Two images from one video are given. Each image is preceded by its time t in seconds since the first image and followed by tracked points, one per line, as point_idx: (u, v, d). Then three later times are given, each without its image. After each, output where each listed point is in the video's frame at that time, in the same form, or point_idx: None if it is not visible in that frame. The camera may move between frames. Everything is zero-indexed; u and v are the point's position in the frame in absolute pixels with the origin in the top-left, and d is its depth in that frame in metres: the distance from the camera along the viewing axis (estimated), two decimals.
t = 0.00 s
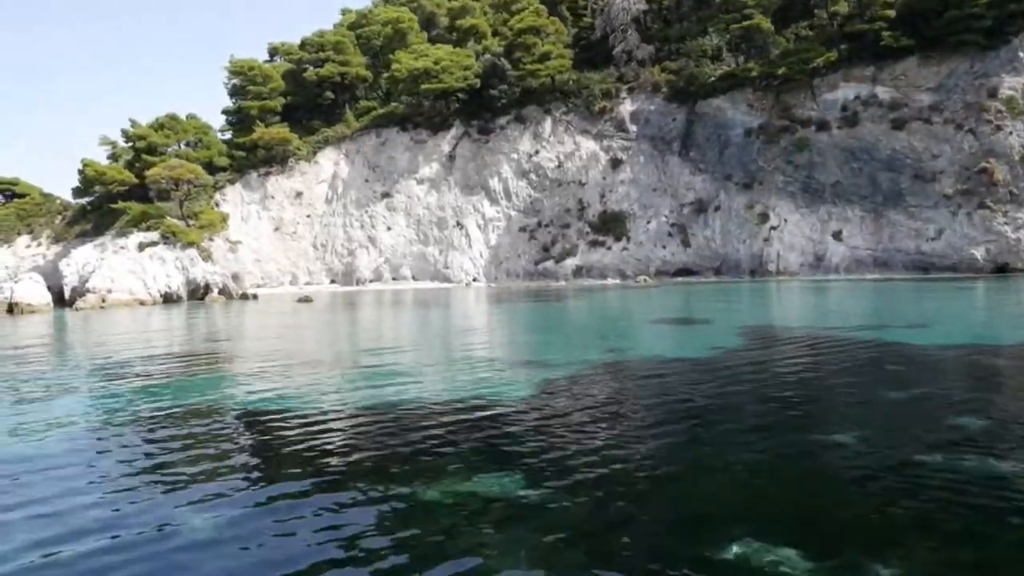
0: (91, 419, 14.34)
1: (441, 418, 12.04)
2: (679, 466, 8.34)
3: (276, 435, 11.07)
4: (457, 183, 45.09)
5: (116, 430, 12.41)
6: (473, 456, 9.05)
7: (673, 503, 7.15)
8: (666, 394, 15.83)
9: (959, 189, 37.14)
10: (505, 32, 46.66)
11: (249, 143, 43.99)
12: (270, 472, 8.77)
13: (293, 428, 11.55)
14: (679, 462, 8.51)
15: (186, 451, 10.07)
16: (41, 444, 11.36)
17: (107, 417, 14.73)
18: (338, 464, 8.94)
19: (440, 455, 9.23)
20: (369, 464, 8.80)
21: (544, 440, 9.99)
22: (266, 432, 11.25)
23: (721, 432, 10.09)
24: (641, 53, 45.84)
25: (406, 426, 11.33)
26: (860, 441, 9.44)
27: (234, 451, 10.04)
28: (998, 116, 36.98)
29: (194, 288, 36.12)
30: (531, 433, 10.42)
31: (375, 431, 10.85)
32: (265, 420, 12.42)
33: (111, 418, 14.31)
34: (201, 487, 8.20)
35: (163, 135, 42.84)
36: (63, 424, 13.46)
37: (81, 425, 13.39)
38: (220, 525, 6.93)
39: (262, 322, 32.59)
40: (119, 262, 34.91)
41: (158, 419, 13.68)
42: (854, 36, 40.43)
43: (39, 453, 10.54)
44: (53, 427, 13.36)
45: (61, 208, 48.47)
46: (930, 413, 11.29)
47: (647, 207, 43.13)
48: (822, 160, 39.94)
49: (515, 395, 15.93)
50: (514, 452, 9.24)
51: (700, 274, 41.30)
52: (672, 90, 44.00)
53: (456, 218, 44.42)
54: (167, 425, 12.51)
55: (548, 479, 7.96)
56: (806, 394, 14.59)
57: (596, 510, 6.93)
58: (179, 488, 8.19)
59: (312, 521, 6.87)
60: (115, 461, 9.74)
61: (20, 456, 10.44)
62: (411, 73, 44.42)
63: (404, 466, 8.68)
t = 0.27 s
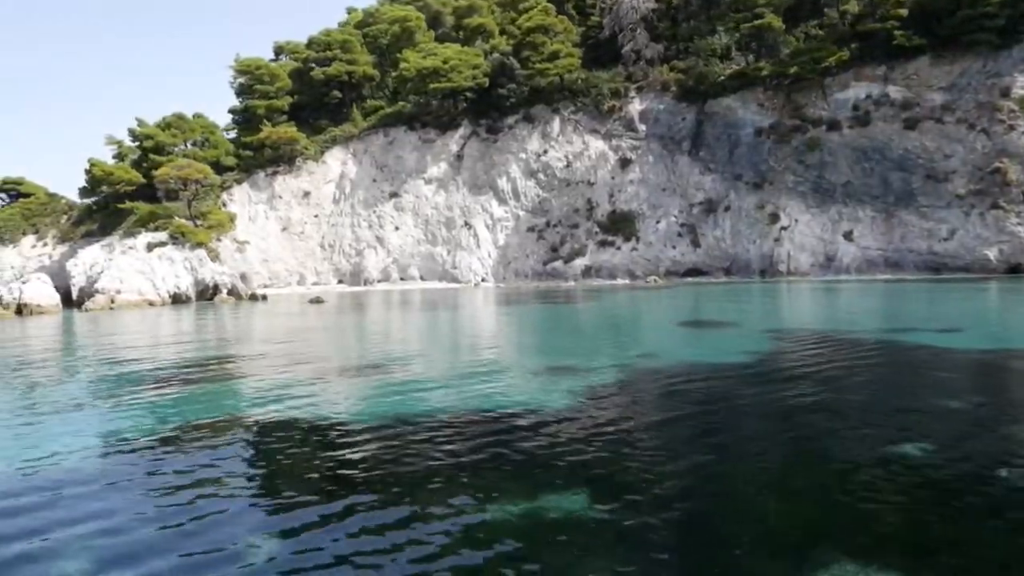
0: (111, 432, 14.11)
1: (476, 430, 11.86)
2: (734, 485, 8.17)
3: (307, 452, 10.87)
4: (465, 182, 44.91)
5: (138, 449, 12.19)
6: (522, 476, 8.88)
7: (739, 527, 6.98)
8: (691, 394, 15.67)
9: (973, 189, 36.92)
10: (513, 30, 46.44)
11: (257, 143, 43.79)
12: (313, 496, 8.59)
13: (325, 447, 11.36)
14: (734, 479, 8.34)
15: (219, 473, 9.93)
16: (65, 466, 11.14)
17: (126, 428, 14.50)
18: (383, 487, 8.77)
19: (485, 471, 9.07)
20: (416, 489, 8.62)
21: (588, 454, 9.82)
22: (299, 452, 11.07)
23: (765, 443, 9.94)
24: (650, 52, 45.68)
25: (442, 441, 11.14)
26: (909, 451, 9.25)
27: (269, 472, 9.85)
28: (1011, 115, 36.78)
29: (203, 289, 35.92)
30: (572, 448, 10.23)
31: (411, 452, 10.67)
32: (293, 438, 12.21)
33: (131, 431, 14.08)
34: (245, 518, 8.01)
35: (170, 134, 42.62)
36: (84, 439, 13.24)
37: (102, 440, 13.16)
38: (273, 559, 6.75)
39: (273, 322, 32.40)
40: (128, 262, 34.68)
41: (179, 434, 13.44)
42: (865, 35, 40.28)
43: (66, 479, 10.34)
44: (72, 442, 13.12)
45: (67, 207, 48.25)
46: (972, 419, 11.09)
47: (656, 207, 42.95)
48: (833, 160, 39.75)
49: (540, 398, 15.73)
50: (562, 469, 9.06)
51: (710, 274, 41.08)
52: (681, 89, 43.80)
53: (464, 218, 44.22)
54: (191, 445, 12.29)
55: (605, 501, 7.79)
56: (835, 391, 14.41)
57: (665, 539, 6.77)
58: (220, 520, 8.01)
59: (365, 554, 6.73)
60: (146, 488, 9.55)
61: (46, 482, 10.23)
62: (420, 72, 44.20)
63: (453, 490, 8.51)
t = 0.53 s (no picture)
0: (129, 429, 13.81)
1: (510, 432, 11.63)
2: (790, 493, 7.98)
3: (341, 452, 10.66)
4: (473, 182, 44.73)
5: (160, 447, 11.89)
6: (569, 476, 8.66)
7: (807, 534, 6.83)
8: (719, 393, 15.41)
9: (985, 189, 36.74)
10: (521, 29, 46.19)
11: (264, 142, 43.58)
12: (355, 498, 8.36)
13: (358, 446, 11.12)
14: (790, 488, 8.15)
15: (259, 474, 9.72)
16: (87, 466, 10.83)
17: (144, 425, 14.20)
18: (427, 490, 8.56)
19: (532, 474, 8.87)
20: (460, 489, 8.39)
21: (633, 456, 9.59)
22: (330, 450, 10.82)
23: (813, 450, 9.74)
24: (659, 51, 45.50)
25: (477, 444, 10.90)
26: (960, 461, 9.06)
27: (304, 474, 9.60)
28: None
29: (212, 289, 35.72)
30: (615, 450, 10.00)
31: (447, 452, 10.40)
32: (320, 436, 11.93)
33: (149, 428, 13.77)
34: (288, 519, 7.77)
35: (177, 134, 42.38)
36: (102, 437, 12.93)
37: (121, 437, 12.86)
38: (331, 565, 6.58)
39: (284, 323, 32.22)
40: (137, 262, 34.42)
41: (199, 431, 13.16)
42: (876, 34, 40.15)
43: (90, 480, 10.04)
44: (91, 439, 12.83)
45: (72, 207, 48.02)
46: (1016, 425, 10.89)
47: (665, 207, 42.82)
48: (844, 160, 39.64)
49: (565, 395, 15.50)
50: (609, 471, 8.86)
51: (720, 275, 40.91)
52: (691, 89, 43.61)
53: (473, 218, 44.02)
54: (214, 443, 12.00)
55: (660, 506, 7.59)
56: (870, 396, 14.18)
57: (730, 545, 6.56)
58: (261, 524, 7.75)
59: (424, 557, 6.57)
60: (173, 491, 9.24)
61: (68, 483, 9.93)
62: (428, 71, 43.95)
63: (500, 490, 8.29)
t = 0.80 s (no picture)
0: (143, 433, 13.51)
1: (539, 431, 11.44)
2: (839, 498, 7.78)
3: (369, 459, 10.48)
4: (481, 182, 44.56)
5: (177, 453, 11.59)
6: (617, 489, 8.45)
7: (865, 542, 6.66)
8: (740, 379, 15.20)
9: (997, 189, 36.60)
10: (529, 29, 46.00)
11: (271, 142, 43.40)
12: (395, 511, 8.17)
13: (385, 450, 10.88)
14: (836, 493, 7.94)
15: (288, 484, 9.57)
16: (105, 474, 10.55)
17: (158, 428, 13.90)
18: (468, 502, 8.33)
19: (570, 484, 8.71)
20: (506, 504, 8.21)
21: (672, 458, 9.41)
22: (359, 457, 10.61)
23: (853, 447, 9.56)
24: (667, 51, 45.37)
25: (508, 448, 10.70)
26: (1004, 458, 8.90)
27: (334, 482, 9.43)
28: None
29: (221, 290, 35.55)
30: (653, 448, 9.80)
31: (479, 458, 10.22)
32: (343, 441, 11.68)
33: (163, 431, 13.47)
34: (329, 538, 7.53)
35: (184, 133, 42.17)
36: (116, 442, 12.63)
37: (136, 442, 12.55)
38: None
39: (293, 324, 32.02)
40: (145, 262, 34.18)
41: (214, 435, 12.85)
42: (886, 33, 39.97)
43: (111, 489, 9.75)
44: (107, 444, 12.54)
45: (77, 207, 47.79)
46: None
47: (673, 206, 42.65)
48: (854, 160, 39.48)
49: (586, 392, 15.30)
50: (648, 479, 8.66)
51: (729, 275, 40.72)
52: (699, 88, 43.44)
53: (480, 218, 43.86)
54: (233, 448, 11.71)
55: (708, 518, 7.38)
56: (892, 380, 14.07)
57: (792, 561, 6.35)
58: (299, 539, 7.51)
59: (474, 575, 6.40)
60: (201, 502, 8.97)
61: (91, 492, 9.69)
62: (436, 71, 43.75)
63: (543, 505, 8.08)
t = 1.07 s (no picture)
0: (157, 436, 13.16)
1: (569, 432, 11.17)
2: (901, 498, 7.49)
3: (401, 458, 10.28)
4: (489, 181, 44.38)
5: (197, 457, 11.29)
6: (667, 481, 8.22)
7: (929, 542, 6.44)
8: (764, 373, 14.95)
9: (1009, 189, 36.46)
10: (537, 28, 45.77)
11: (278, 142, 43.17)
12: (433, 507, 7.96)
13: (416, 450, 10.67)
14: (897, 493, 7.66)
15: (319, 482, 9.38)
16: (125, 479, 10.22)
17: (173, 430, 13.54)
18: (508, 497, 8.13)
19: (611, 478, 8.49)
20: (553, 497, 7.98)
21: (713, 457, 9.21)
22: (390, 456, 10.41)
23: (898, 447, 9.35)
24: (676, 50, 45.18)
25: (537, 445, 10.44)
26: None
27: (367, 482, 9.22)
28: None
29: (230, 291, 35.35)
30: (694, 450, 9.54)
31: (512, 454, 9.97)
32: (370, 441, 11.45)
33: (180, 435, 13.11)
34: (373, 535, 7.29)
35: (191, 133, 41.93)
36: (132, 447, 12.29)
37: (153, 446, 12.24)
38: None
39: (302, 325, 31.82)
40: (155, 263, 33.91)
41: (231, 438, 12.51)
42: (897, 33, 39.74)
43: (138, 492, 9.55)
44: (124, 448, 12.21)
45: (82, 206, 47.57)
46: None
47: (683, 206, 42.48)
48: (865, 159, 39.26)
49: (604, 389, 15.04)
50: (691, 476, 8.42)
51: (739, 275, 40.55)
52: (708, 88, 43.22)
53: (489, 218, 43.68)
54: (255, 452, 11.41)
55: (770, 519, 7.07)
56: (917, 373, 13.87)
57: (875, 566, 6.02)
58: (338, 539, 7.30)
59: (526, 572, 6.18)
60: (233, 504, 8.78)
61: (118, 494, 9.49)
62: (444, 70, 43.51)
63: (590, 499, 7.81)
